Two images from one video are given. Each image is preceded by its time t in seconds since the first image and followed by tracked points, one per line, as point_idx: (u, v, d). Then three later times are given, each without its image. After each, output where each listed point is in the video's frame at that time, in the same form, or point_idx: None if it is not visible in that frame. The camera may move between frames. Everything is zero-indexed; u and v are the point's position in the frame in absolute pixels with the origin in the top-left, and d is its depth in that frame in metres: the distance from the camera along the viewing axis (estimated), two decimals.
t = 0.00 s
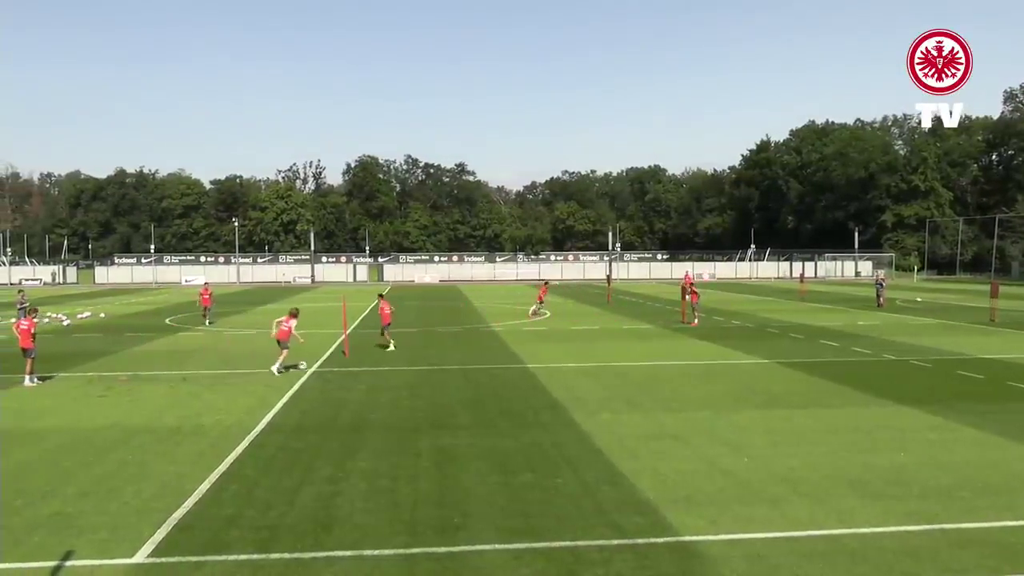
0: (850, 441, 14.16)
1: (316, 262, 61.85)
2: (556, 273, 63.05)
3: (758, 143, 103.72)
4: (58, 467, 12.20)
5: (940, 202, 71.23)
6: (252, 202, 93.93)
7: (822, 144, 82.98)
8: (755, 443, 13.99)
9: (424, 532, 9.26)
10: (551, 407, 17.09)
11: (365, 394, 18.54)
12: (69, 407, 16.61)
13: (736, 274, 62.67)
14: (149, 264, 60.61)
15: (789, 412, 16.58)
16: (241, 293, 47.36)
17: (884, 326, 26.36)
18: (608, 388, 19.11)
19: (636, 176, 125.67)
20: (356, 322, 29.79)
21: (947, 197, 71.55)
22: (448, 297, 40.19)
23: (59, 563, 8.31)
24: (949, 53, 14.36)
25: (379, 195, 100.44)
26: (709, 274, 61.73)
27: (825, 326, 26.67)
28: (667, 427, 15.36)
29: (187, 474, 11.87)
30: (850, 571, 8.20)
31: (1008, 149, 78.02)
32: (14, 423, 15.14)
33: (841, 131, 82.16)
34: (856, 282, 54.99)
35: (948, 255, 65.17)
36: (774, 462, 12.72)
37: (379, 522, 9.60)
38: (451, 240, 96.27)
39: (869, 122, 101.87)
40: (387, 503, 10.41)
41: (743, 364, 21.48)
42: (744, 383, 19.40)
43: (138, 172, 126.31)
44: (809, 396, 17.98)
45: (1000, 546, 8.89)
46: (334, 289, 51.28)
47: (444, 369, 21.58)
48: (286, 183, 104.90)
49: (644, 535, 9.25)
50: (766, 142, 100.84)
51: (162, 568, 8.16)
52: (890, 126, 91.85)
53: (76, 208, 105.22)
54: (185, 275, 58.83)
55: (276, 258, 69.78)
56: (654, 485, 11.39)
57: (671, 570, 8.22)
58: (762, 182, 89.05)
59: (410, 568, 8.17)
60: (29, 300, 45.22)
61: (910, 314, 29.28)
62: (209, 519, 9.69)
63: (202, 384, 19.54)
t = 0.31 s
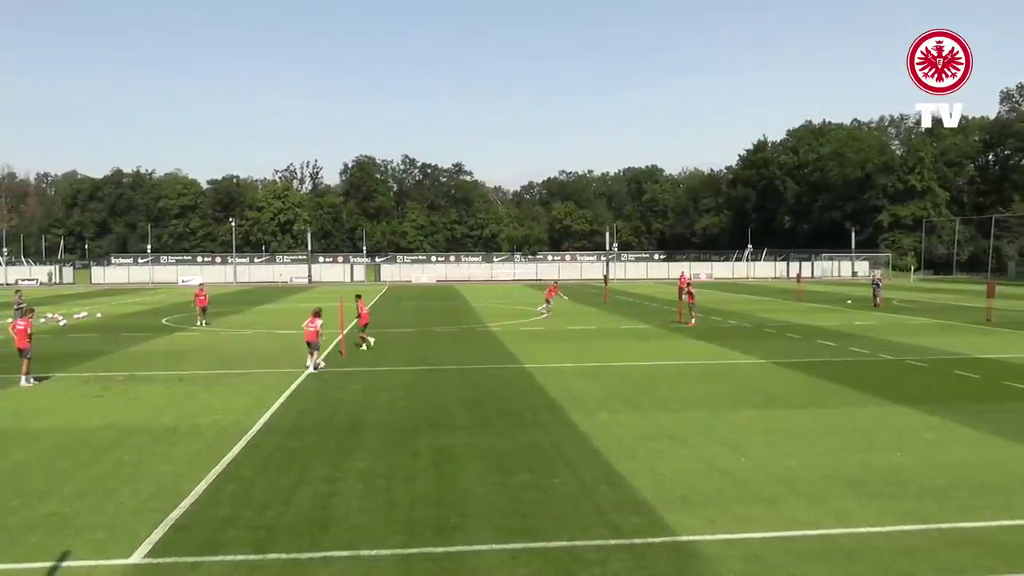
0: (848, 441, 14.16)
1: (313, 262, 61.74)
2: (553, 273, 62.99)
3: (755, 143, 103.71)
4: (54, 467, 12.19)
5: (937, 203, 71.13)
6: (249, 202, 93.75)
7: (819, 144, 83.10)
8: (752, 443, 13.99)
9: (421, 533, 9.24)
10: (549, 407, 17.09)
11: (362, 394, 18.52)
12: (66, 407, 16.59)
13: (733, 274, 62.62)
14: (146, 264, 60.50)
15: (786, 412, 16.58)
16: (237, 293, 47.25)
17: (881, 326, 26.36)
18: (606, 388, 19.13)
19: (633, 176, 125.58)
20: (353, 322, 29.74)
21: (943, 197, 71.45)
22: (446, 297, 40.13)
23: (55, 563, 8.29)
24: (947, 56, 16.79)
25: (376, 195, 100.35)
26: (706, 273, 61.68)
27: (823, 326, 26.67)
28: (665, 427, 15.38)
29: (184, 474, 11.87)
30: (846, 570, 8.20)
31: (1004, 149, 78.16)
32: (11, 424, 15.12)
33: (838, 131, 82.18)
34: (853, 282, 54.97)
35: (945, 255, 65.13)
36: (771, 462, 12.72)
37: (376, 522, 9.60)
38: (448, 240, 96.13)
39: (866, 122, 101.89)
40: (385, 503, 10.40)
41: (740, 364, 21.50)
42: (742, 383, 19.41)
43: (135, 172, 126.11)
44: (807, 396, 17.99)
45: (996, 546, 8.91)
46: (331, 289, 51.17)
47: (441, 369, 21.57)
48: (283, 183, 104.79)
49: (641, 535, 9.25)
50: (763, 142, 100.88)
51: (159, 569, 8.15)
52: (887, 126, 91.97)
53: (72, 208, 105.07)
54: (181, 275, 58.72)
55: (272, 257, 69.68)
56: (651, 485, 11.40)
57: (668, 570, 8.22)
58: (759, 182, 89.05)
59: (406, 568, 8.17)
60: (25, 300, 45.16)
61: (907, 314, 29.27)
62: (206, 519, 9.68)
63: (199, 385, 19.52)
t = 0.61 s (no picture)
0: (835, 440, 14.20)
1: (300, 262, 61.52)
2: (541, 273, 62.98)
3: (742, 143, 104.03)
4: (40, 468, 12.13)
5: (923, 203, 71.43)
6: (236, 202, 93.30)
7: (806, 144, 83.50)
8: (739, 443, 14.03)
9: (409, 533, 9.24)
10: (537, 407, 17.09)
11: (350, 394, 18.48)
12: (51, 408, 16.48)
13: (720, 274, 62.77)
14: (131, 264, 60.14)
15: (773, 411, 16.63)
16: (224, 293, 47.01)
17: (867, 326, 26.43)
18: (594, 387, 19.15)
19: (621, 176, 125.81)
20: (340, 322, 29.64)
21: (928, 197, 71.70)
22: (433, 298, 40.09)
23: (40, 565, 8.23)
24: (949, 53, 14.95)
25: (364, 195, 100.16)
26: (694, 274, 61.82)
27: (809, 325, 26.74)
28: (652, 426, 15.42)
29: (171, 474, 11.81)
30: (833, 569, 8.22)
31: (989, 150, 78.71)
32: None
33: (825, 131, 82.57)
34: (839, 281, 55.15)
35: (930, 255, 65.44)
36: (757, 462, 12.76)
37: (364, 522, 9.57)
38: (436, 240, 96.03)
39: (853, 123, 102.39)
40: (373, 503, 10.39)
41: (727, 363, 21.55)
42: (729, 383, 19.47)
43: (121, 171, 125.40)
44: (793, 395, 18.05)
45: (982, 545, 8.94)
46: (318, 289, 51.01)
47: (429, 369, 21.54)
48: (270, 183, 104.45)
49: (629, 535, 9.24)
50: (750, 142, 101.24)
51: (146, 571, 8.09)
52: (873, 127, 92.52)
53: (58, 208, 104.47)
54: (167, 275, 58.43)
55: (260, 258, 69.50)
56: (639, 485, 11.39)
57: (657, 570, 8.21)
58: (746, 182, 89.34)
59: (394, 569, 8.16)
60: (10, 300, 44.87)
61: (893, 314, 29.36)
62: (193, 519, 9.63)
63: (186, 385, 19.41)
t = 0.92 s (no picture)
0: (821, 439, 14.27)
1: (287, 262, 61.26)
2: (529, 273, 62.96)
3: (729, 143, 104.40)
4: (24, 469, 12.04)
5: (907, 203, 71.82)
6: (222, 201, 92.82)
7: (792, 144, 83.93)
8: (726, 442, 14.06)
9: (397, 533, 9.22)
10: (524, 407, 17.10)
11: (337, 394, 18.41)
12: (36, 410, 16.36)
13: (707, 273, 62.94)
14: (116, 265, 59.75)
15: (760, 410, 16.70)
16: (210, 293, 46.78)
17: (853, 325, 26.56)
18: (582, 387, 19.17)
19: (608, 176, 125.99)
20: (327, 322, 29.52)
21: (913, 197, 72.12)
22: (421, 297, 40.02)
23: (25, 568, 8.16)
24: (948, 54, 15.19)
25: (351, 195, 99.85)
26: (681, 273, 61.95)
27: (796, 325, 26.86)
28: (639, 426, 15.45)
29: (157, 475, 11.75)
30: (819, 568, 8.27)
31: (972, 150, 79.30)
32: None
33: (811, 131, 82.97)
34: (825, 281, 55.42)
35: (914, 254, 65.90)
36: (744, 461, 12.81)
37: (352, 522, 9.55)
38: (423, 240, 95.80)
39: (839, 124, 102.99)
40: (361, 504, 10.36)
41: (714, 363, 21.63)
42: (716, 382, 19.53)
43: (106, 170, 124.59)
44: (780, 395, 18.13)
45: (967, 543, 9.01)
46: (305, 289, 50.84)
47: (416, 369, 21.52)
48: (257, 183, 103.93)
49: (616, 535, 9.26)
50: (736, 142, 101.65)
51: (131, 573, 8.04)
52: (858, 127, 93.05)
53: (42, 208, 103.85)
54: (153, 276, 58.06)
55: (246, 258, 69.19)
56: (627, 484, 11.42)
57: (645, 569, 8.23)
58: (732, 182, 89.64)
59: (382, 569, 8.14)
60: None
61: (878, 313, 29.51)
62: (179, 521, 9.58)
63: (172, 386, 19.31)
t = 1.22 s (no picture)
0: (801, 438, 14.36)
1: (268, 261, 60.88)
2: (511, 273, 62.96)
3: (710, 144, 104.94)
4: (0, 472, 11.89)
5: (886, 203, 72.51)
6: (202, 201, 92.14)
7: (773, 145, 84.49)
8: (707, 441, 14.13)
9: (378, 534, 9.17)
10: (506, 407, 17.09)
11: (317, 395, 18.34)
12: (12, 412, 16.16)
13: (689, 273, 63.16)
14: (95, 265, 59.14)
15: (740, 409, 16.80)
16: (190, 294, 46.41)
17: (833, 324, 26.76)
18: (563, 387, 19.19)
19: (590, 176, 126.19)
20: (308, 322, 29.37)
21: (892, 197, 72.85)
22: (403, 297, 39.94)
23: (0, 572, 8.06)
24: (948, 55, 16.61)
25: (333, 195, 99.42)
26: (663, 273, 62.20)
27: (776, 324, 27.06)
28: (621, 425, 15.48)
29: (136, 478, 11.63)
30: (799, 565, 8.33)
31: (950, 151, 80.17)
32: None
33: (791, 132, 83.53)
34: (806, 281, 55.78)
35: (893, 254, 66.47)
36: (725, 460, 12.88)
37: (333, 524, 9.50)
38: (405, 240, 95.61)
39: (818, 125, 103.84)
40: (343, 505, 10.31)
41: (695, 362, 21.71)
42: (697, 381, 19.61)
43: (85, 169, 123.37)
44: (760, 394, 18.24)
45: (944, 539, 9.10)
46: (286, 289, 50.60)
47: (398, 369, 21.47)
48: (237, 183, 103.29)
49: (598, 534, 9.27)
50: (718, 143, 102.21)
51: None
52: (838, 128, 93.85)
53: (20, 208, 102.84)
54: (132, 276, 57.53)
55: (226, 258, 68.76)
56: (609, 484, 11.43)
57: (627, 568, 8.24)
58: (713, 182, 90.07)
59: (364, 571, 8.11)
60: None
61: (857, 313, 29.78)
62: (158, 524, 9.49)
63: (152, 387, 19.14)
